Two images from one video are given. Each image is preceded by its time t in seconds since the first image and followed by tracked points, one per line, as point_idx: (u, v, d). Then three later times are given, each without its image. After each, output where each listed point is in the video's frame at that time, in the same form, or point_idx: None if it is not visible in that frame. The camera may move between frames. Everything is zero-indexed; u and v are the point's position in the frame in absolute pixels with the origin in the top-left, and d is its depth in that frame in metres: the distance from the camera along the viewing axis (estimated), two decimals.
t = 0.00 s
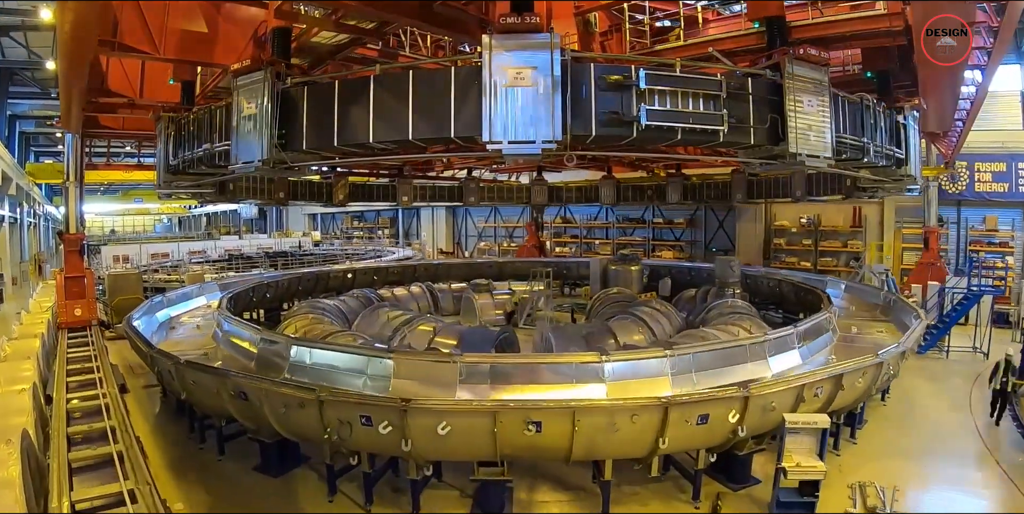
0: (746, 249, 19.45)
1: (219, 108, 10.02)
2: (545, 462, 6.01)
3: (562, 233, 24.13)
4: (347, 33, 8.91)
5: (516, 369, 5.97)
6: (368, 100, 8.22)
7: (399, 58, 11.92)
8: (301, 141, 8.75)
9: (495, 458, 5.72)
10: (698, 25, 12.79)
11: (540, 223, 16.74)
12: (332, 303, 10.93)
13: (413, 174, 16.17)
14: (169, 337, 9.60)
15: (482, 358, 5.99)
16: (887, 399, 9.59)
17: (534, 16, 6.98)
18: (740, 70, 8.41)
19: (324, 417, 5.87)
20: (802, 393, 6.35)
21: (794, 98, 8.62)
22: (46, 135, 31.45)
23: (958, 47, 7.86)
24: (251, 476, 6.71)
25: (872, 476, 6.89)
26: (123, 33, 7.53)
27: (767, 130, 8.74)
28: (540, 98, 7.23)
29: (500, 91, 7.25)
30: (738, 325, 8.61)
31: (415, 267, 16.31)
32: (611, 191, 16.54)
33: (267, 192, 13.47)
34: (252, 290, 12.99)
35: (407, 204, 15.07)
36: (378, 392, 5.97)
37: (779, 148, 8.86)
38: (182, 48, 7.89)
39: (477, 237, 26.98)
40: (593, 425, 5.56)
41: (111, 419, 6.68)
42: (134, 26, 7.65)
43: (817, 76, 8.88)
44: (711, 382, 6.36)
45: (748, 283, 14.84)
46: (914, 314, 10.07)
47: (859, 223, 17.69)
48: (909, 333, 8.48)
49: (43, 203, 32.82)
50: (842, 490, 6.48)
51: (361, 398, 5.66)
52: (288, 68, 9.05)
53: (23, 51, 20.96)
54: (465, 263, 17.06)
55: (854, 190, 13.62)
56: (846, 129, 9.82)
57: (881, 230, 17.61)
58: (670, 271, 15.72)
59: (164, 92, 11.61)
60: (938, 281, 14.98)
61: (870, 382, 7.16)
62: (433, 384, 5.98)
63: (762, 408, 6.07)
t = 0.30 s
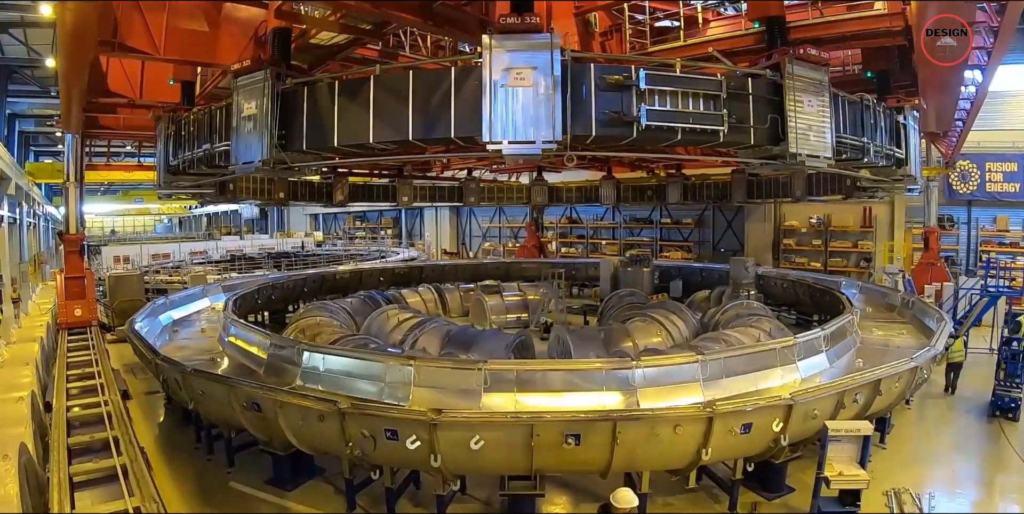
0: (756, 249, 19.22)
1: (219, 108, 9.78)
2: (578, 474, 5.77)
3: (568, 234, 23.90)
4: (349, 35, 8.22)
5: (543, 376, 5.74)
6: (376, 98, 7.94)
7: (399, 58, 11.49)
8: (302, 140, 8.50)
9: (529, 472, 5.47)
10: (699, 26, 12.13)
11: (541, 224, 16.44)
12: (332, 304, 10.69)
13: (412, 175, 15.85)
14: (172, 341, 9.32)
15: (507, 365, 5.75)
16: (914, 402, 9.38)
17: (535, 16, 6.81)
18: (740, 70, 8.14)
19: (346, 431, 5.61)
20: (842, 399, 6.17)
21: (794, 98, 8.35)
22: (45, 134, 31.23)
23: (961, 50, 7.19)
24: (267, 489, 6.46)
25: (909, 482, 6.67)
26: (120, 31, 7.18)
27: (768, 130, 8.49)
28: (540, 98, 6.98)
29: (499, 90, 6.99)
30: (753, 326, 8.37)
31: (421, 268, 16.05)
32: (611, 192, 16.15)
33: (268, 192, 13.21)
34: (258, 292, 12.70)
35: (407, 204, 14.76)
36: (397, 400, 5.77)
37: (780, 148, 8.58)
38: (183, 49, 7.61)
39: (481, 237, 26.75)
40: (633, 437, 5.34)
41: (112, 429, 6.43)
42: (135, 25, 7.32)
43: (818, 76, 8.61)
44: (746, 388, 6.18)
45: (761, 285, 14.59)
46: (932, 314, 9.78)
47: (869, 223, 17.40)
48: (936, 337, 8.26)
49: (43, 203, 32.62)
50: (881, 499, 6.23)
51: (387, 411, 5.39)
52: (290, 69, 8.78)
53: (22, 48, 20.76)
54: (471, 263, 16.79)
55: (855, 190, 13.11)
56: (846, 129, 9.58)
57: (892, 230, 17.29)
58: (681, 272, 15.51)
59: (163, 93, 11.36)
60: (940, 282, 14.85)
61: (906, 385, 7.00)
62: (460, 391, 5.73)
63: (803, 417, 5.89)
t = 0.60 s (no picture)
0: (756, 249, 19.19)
1: (219, 108, 9.77)
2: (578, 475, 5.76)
3: (568, 233, 23.90)
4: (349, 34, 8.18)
5: (543, 376, 5.74)
6: (377, 98, 7.93)
7: (399, 58, 11.50)
8: (301, 139, 8.50)
9: (529, 473, 5.46)
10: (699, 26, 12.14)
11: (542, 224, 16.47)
12: (334, 303, 10.70)
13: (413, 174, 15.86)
14: (173, 341, 9.30)
15: (507, 365, 5.75)
16: (913, 402, 9.40)
17: (535, 16, 6.81)
18: (739, 70, 8.12)
19: (346, 431, 5.60)
20: (843, 399, 6.17)
21: (794, 98, 8.35)
22: (45, 135, 31.25)
23: (961, 50, 7.19)
24: (268, 488, 6.47)
25: (910, 482, 6.68)
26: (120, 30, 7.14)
27: (768, 130, 8.50)
28: (539, 99, 6.98)
29: (499, 90, 6.98)
30: (753, 326, 8.37)
31: (421, 268, 16.06)
32: (611, 192, 16.18)
33: (268, 192, 13.22)
34: (258, 292, 12.69)
35: (408, 204, 14.76)
36: (398, 401, 5.77)
37: (779, 148, 8.57)
38: (182, 49, 7.59)
39: (481, 237, 26.76)
40: (634, 438, 5.34)
41: (112, 429, 6.43)
42: (135, 28, 7.32)
43: (817, 76, 8.60)
44: (746, 388, 6.18)
45: (761, 285, 14.58)
46: (931, 314, 9.78)
47: (869, 223, 17.40)
48: (936, 336, 8.23)
49: (43, 203, 32.68)
50: (881, 498, 6.23)
51: (387, 411, 5.39)
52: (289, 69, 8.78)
53: (23, 48, 20.77)
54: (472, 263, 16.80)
55: (855, 190, 13.09)
56: (846, 129, 9.57)
57: (892, 231, 17.28)
58: (681, 272, 15.51)
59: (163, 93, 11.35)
60: (940, 282, 14.86)
61: (906, 385, 6.99)
62: (460, 391, 5.72)
63: (803, 418, 5.88)
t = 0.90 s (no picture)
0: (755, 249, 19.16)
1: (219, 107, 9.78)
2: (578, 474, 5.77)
3: (569, 233, 23.90)
4: (349, 34, 8.19)
5: (543, 376, 5.74)
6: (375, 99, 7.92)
7: (399, 58, 11.49)
8: (302, 139, 8.50)
9: (530, 473, 5.46)
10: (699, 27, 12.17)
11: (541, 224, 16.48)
12: (334, 304, 10.68)
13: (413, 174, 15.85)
14: (173, 341, 9.29)
15: (507, 365, 5.75)
16: (913, 402, 9.39)
17: (535, 15, 6.85)
18: (739, 70, 8.11)
19: (346, 431, 5.60)
20: (843, 399, 6.17)
21: (794, 97, 8.35)
22: (45, 135, 31.28)
23: (961, 50, 7.19)
24: (268, 488, 6.47)
25: (910, 483, 6.68)
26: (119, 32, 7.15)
27: (768, 130, 8.49)
28: (540, 98, 6.96)
29: (499, 90, 6.97)
30: (753, 326, 8.36)
31: (421, 268, 16.06)
32: (611, 192, 16.25)
33: (267, 191, 13.23)
34: (258, 292, 12.68)
35: (407, 204, 14.76)
36: (398, 401, 5.77)
37: (779, 148, 8.56)
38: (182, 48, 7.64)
39: (481, 238, 26.76)
40: (634, 437, 5.34)
41: (112, 429, 6.42)
42: (135, 27, 7.32)
43: (817, 75, 8.61)
44: (746, 388, 6.18)
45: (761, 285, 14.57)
46: (932, 313, 9.78)
47: (869, 223, 17.41)
48: (937, 336, 8.22)
49: (43, 203, 32.72)
50: (881, 498, 6.23)
51: (387, 411, 5.39)
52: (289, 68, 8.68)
53: (23, 48, 20.78)
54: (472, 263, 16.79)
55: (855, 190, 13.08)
56: (846, 128, 9.57)
57: (892, 231, 17.29)
58: (681, 272, 15.51)
59: (163, 93, 11.35)
60: (940, 282, 14.86)
61: (906, 385, 6.98)
62: (460, 391, 5.73)
63: (803, 418, 5.88)
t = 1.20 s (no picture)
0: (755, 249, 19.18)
1: (219, 107, 9.79)
2: (578, 474, 5.77)
3: (569, 234, 23.89)
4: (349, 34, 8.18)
5: (543, 376, 5.74)
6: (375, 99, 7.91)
7: (399, 58, 11.48)
8: (301, 139, 8.50)
9: (530, 473, 5.45)
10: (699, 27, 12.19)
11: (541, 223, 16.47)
12: (335, 304, 10.68)
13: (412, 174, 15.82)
14: (173, 341, 9.29)
15: (507, 365, 5.75)
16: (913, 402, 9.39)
17: (535, 15, 6.85)
18: (740, 70, 8.11)
19: (346, 431, 5.61)
20: (843, 399, 6.17)
21: (794, 97, 8.35)
22: (45, 135, 31.29)
23: (961, 50, 7.19)
24: (268, 489, 6.47)
25: (910, 483, 6.67)
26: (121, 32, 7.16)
27: (768, 129, 8.49)
28: (540, 99, 6.95)
29: (499, 91, 6.97)
30: (753, 326, 8.37)
31: (421, 268, 16.05)
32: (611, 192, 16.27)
33: (267, 192, 13.24)
34: (258, 292, 12.68)
35: (407, 204, 14.76)
36: (398, 401, 5.78)
37: (779, 148, 8.56)
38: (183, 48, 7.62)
39: (481, 238, 26.77)
40: (634, 437, 5.34)
41: (112, 429, 6.42)
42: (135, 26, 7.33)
43: (817, 75, 8.61)
44: (746, 388, 6.18)
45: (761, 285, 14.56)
46: (932, 313, 9.78)
47: (869, 223, 17.42)
48: (936, 336, 8.23)
49: (43, 203, 32.72)
50: (881, 498, 6.23)
51: (387, 411, 5.40)
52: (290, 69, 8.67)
53: (23, 48, 20.78)
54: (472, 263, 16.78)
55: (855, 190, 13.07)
56: (846, 128, 9.56)
57: (892, 231, 17.29)
58: (681, 272, 15.51)
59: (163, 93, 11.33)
60: (940, 282, 14.85)
61: (906, 385, 6.98)
62: (460, 390, 5.73)
63: (803, 418, 5.88)
